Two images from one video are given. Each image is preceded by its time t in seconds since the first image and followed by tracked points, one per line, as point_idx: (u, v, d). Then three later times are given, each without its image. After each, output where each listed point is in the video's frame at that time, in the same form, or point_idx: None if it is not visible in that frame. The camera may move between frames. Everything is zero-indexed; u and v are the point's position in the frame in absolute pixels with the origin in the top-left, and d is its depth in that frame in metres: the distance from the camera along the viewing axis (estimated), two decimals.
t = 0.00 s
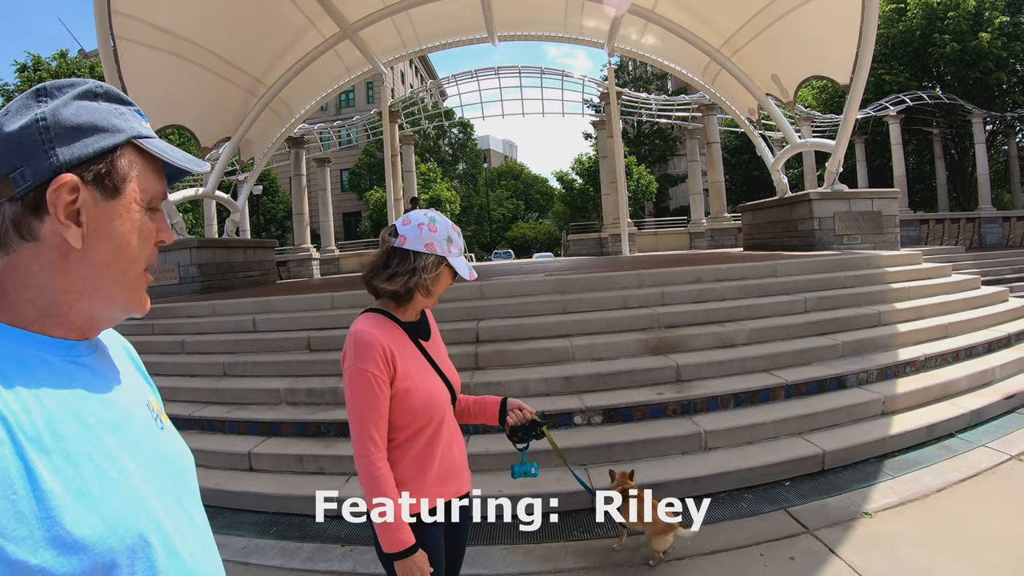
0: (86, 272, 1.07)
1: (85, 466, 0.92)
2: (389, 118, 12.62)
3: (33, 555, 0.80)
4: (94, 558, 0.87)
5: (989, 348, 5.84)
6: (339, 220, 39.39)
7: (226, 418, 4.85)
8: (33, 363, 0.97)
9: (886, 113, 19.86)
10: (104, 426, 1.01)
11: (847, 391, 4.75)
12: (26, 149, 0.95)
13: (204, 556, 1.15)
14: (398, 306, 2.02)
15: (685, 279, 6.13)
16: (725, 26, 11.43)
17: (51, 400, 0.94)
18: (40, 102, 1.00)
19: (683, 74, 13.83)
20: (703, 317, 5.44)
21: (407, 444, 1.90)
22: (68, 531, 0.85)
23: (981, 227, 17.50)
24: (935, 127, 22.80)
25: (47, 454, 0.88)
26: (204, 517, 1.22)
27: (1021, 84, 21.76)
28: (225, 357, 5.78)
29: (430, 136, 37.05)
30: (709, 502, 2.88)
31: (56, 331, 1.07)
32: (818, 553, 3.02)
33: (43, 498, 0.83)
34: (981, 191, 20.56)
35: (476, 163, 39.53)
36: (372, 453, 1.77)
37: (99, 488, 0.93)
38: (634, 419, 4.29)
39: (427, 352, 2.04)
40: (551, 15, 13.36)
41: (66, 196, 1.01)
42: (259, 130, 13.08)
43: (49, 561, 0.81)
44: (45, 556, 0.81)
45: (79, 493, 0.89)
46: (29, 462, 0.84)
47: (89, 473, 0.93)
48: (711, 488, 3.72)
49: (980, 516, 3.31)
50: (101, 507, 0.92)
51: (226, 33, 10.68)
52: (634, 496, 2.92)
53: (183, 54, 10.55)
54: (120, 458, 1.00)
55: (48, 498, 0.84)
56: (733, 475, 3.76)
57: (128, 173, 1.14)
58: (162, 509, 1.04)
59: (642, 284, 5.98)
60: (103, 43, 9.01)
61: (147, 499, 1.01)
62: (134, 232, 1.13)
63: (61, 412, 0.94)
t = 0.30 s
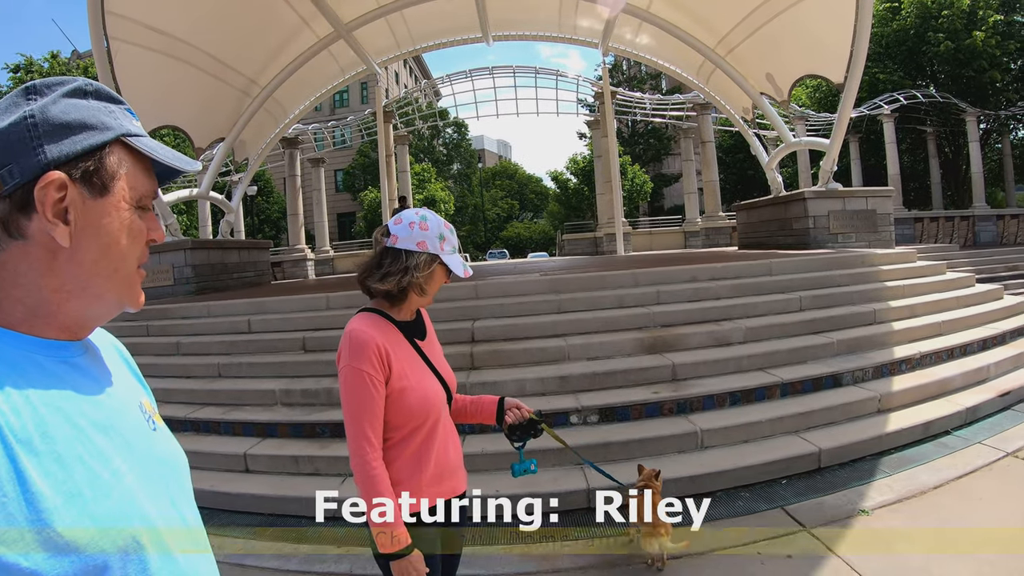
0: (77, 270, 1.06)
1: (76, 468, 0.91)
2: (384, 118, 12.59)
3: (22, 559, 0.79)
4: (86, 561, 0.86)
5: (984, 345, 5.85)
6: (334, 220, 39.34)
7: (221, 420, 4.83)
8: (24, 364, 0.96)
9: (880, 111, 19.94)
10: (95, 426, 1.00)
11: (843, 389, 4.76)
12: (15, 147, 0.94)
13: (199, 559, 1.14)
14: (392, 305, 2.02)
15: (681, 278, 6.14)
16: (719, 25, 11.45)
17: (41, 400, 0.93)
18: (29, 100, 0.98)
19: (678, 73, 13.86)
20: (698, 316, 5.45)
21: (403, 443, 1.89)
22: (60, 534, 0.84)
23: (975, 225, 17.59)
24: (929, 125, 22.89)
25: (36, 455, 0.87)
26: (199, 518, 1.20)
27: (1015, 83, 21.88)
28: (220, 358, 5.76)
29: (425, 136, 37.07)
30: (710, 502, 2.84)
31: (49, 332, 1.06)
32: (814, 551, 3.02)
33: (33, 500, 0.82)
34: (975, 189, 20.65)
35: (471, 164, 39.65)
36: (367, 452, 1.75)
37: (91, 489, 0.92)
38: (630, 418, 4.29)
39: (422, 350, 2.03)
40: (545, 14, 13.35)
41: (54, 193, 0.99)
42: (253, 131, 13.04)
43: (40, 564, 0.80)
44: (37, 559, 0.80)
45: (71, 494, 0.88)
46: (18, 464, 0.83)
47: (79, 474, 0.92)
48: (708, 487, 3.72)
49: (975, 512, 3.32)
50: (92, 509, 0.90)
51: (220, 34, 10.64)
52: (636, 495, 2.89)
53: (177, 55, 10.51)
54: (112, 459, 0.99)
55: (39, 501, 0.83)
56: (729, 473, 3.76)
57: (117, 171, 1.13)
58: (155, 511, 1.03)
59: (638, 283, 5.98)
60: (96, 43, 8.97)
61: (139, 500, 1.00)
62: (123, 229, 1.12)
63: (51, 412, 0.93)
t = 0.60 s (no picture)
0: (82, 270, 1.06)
1: (78, 472, 0.91)
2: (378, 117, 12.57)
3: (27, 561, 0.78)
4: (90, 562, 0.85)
5: (976, 343, 5.89)
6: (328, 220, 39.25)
7: (216, 420, 4.81)
8: (27, 370, 0.95)
9: (873, 110, 20.03)
10: (99, 431, 0.99)
11: (837, 386, 4.78)
12: (17, 150, 0.92)
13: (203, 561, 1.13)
14: (388, 305, 2.02)
15: (675, 277, 6.15)
16: (713, 24, 11.47)
17: (46, 404, 0.93)
18: (32, 104, 0.98)
19: (671, 72, 13.90)
20: (692, 314, 5.47)
21: (399, 442, 1.89)
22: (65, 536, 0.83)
23: (968, 223, 17.69)
24: (922, 124, 23.01)
25: (40, 460, 0.86)
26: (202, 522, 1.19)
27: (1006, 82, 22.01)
28: (215, 359, 5.74)
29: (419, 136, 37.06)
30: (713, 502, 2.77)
31: (50, 337, 1.05)
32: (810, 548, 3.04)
33: (35, 505, 0.82)
34: (967, 187, 20.76)
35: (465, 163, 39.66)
36: (364, 452, 1.75)
37: (93, 494, 0.91)
38: (625, 417, 4.29)
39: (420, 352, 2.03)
40: (539, 13, 13.35)
41: (56, 197, 0.98)
42: (247, 130, 12.99)
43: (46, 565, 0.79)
44: (40, 560, 0.80)
45: (73, 499, 0.88)
46: (23, 468, 0.83)
47: (82, 479, 0.91)
48: (703, 485, 3.73)
49: (969, 509, 3.34)
50: (96, 513, 0.90)
51: (214, 33, 10.59)
52: (636, 495, 2.89)
53: (171, 55, 10.46)
54: (114, 464, 0.99)
55: (43, 505, 0.83)
56: (725, 471, 3.77)
57: (120, 175, 1.12)
58: (157, 515, 1.02)
59: (632, 282, 6.00)
60: (89, 43, 8.91)
61: (142, 505, 0.99)
62: (126, 232, 1.11)
63: (55, 416, 0.92)
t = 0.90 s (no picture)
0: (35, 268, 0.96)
1: (78, 470, 0.90)
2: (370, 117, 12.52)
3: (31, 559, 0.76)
4: (93, 561, 0.82)
5: (967, 340, 5.94)
6: (320, 220, 39.16)
7: (210, 420, 4.79)
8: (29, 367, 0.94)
9: (864, 109, 20.16)
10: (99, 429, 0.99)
11: (829, 384, 4.81)
12: None
13: (201, 561, 1.12)
14: (380, 304, 2.01)
15: (667, 276, 6.17)
16: (704, 23, 11.51)
17: (44, 403, 0.91)
18: None
19: (663, 72, 13.95)
20: (684, 313, 5.49)
21: (390, 439, 1.88)
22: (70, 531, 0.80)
23: (958, 222, 17.84)
24: (913, 123, 23.17)
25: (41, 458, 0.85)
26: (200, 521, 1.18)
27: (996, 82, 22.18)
28: (207, 359, 5.71)
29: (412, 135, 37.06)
30: (711, 501, 2.73)
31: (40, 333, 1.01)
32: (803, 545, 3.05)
33: (38, 500, 0.80)
34: (957, 185, 20.92)
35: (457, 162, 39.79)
36: (353, 449, 1.75)
37: (93, 492, 0.90)
38: (618, 415, 4.30)
39: (411, 350, 2.02)
40: (531, 13, 13.34)
41: None
42: (238, 130, 12.93)
43: (46, 565, 0.76)
44: (42, 559, 0.75)
45: (74, 496, 0.87)
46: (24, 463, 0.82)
47: (83, 477, 0.90)
48: (696, 482, 3.75)
49: (960, 505, 3.37)
50: (97, 510, 0.89)
51: (205, 32, 10.53)
52: (635, 496, 2.92)
53: (164, 54, 10.42)
54: (114, 461, 0.98)
55: (44, 501, 0.81)
56: (717, 469, 3.79)
57: (47, 150, 0.97)
58: (157, 513, 1.02)
59: (624, 281, 6.01)
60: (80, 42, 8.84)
61: (142, 502, 0.99)
62: (59, 213, 0.96)
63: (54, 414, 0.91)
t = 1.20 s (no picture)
0: None
1: (85, 476, 0.89)
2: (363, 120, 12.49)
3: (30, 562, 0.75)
4: (96, 564, 0.80)
5: (960, 342, 5.96)
6: (313, 223, 39.06)
7: (204, 424, 4.76)
8: (36, 374, 0.94)
9: (857, 112, 20.27)
10: (106, 434, 0.98)
11: (823, 386, 4.82)
12: None
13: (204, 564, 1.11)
14: (378, 308, 2.00)
15: (662, 278, 6.18)
16: (698, 26, 11.57)
17: (49, 410, 0.91)
18: None
19: (657, 75, 14.01)
20: (679, 315, 5.50)
21: (386, 442, 1.86)
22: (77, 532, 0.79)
23: (950, 224, 17.95)
24: (905, 126, 23.32)
25: (47, 466, 0.84)
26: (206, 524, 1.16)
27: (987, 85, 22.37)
28: (201, 363, 5.67)
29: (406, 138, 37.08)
30: (710, 501, 2.70)
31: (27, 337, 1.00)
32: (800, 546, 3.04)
33: (45, 506, 0.79)
34: (950, 188, 21.05)
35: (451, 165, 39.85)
36: (348, 452, 1.74)
37: (100, 497, 0.89)
38: (613, 418, 4.30)
39: (409, 354, 2.00)
40: (525, 15, 13.37)
41: None
42: (232, 132, 12.90)
43: (46, 567, 0.74)
44: (42, 561, 0.74)
45: (80, 502, 0.85)
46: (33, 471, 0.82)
47: (90, 484, 0.89)
48: (693, 484, 3.75)
49: (955, 506, 3.38)
50: (103, 514, 0.88)
51: (199, 35, 10.50)
52: (636, 496, 2.97)
53: (160, 57, 10.40)
54: (122, 467, 0.97)
55: (49, 504, 0.80)
56: (714, 471, 3.79)
57: None
58: (163, 517, 1.00)
59: (619, 284, 6.01)
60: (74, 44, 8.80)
61: (149, 508, 0.97)
62: None
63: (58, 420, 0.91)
